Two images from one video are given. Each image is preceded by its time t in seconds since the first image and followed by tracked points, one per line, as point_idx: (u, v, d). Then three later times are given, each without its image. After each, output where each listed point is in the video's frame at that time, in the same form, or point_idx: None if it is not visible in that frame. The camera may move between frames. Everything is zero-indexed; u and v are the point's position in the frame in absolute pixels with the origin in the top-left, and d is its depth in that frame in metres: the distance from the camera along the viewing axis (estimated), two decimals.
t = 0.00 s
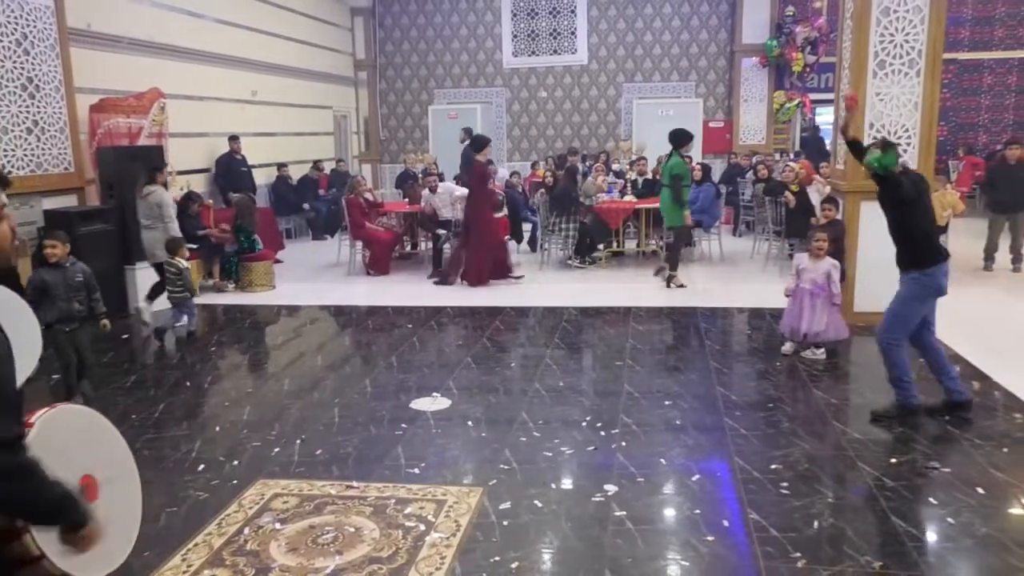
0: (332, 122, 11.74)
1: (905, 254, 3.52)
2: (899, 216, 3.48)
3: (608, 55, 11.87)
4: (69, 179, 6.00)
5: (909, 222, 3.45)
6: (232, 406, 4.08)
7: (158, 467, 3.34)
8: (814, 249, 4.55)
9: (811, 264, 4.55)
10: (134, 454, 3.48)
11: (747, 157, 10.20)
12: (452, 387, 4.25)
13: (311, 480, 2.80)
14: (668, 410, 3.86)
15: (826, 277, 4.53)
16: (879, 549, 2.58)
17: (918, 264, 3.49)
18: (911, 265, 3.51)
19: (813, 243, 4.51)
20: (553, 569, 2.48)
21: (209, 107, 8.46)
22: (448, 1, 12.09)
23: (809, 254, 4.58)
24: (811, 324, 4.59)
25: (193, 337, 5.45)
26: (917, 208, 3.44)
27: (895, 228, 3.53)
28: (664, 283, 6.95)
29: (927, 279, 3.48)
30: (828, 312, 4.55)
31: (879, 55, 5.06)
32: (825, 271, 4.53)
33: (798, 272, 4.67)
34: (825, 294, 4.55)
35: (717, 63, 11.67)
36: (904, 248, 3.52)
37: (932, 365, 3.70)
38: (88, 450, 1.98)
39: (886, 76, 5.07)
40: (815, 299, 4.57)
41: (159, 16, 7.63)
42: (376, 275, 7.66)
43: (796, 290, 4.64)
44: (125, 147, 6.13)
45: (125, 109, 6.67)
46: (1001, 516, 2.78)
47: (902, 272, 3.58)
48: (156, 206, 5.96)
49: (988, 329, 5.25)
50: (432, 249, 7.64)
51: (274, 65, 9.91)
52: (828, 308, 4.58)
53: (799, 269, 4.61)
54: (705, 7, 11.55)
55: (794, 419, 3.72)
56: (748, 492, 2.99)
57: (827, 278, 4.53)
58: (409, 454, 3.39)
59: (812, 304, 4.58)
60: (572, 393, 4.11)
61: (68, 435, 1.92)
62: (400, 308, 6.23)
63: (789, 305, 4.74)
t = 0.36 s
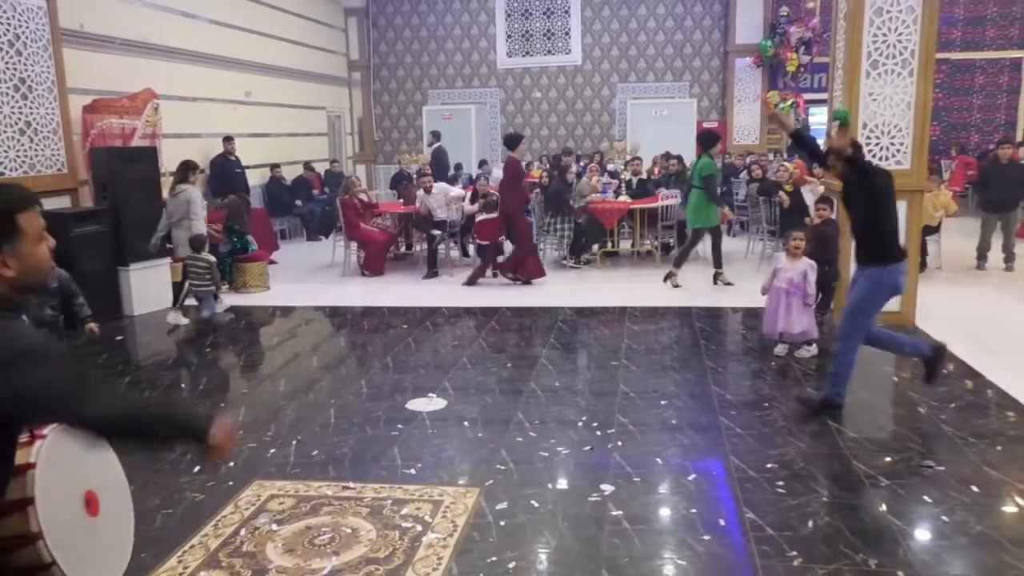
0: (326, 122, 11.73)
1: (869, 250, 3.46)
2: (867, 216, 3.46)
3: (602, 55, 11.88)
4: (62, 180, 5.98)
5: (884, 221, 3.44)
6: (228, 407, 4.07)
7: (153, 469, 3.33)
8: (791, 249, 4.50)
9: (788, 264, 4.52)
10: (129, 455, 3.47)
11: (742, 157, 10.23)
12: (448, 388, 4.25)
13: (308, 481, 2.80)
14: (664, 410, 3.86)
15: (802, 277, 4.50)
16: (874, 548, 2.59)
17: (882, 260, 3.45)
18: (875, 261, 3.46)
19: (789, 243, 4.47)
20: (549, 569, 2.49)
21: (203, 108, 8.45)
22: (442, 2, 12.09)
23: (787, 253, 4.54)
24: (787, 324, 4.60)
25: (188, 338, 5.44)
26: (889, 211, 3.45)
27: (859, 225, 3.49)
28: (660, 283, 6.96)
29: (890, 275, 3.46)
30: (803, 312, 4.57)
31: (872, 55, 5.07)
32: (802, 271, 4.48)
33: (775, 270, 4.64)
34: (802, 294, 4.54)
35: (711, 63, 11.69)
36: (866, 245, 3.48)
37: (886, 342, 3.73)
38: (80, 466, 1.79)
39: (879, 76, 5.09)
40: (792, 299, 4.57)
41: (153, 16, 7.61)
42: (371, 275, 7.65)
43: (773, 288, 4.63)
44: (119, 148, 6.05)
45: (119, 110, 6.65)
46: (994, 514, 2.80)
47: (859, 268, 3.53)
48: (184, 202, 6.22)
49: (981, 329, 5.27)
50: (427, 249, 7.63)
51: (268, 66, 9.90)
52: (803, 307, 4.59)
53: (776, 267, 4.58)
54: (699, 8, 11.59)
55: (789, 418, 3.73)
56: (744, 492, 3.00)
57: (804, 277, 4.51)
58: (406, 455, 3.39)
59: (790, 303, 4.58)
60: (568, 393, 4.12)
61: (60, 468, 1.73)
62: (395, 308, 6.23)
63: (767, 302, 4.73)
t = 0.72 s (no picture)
0: (321, 122, 11.72)
1: (839, 249, 3.49)
2: (835, 214, 3.49)
3: (598, 56, 11.89)
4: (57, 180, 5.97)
5: (852, 217, 3.47)
6: (223, 407, 4.06)
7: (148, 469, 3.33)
8: (773, 251, 4.54)
9: (771, 265, 4.54)
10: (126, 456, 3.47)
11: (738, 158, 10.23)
12: (443, 388, 4.25)
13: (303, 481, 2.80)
14: (660, 410, 3.87)
15: (786, 278, 4.53)
16: (870, 548, 2.59)
17: (853, 259, 3.48)
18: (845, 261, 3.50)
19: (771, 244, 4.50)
20: (545, 569, 2.49)
21: (198, 108, 8.43)
22: (438, 2, 12.09)
23: (769, 255, 4.56)
24: (771, 326, 4.59)
25: (183, 339, 5.43)
26: (855, 206, 3.48)
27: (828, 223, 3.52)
28: (655, 283, 6.98)
29: (861, 274, 3.50)
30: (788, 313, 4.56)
31: (868, 56, 5.08)
32: (785, 272, 4.52)
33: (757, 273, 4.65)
34: (787, 296, 4.56)
35: (706, 64, 11.70)
36: (835, 243, 3.50)
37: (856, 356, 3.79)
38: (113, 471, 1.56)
39: (874, 77, 5.10)
40: (776, 301, 4.57)
41: (148, 16, 7.60)
42: (367, 275, 7.65)
43: (757, 291, 4.63)
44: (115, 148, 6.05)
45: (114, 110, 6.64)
46: (989, 513, 2.81)
47: (832, 265, 3.55)
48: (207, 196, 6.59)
49: (976, 329, 5.29)
50: (423, 249, 7.63)
51: (263, 66, 9.89)
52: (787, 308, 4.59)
53: (759, 271, 4.60)
54: (694, 8, 11.60)
55: (784, 418, 3.74)
56: (739, 491, 3.01)
57: (788, 278, 4.53)
58: (402, 455, 3.39)
59: (775, 306, 4.58)
60: (564, 393, 4.12)
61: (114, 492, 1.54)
62: (391, 308, 6.24)
63: (751, 307, 4.74)
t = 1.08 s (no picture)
0: (318, 123, 11.71)
1: (840, 255, 3.52)
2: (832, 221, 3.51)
3: (595, 56, 11.89)
4: (52, 180, 5.96)
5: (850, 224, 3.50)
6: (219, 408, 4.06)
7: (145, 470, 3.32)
8: (752, 252, 4.42)
9: (752, 268, 4.42)
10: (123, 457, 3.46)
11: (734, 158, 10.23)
12: (440, 389, 4.25)
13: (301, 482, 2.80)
14: (657, 410, 3.87)
15: (768, 279, 4.43)
16: (866, 548, 2.60)
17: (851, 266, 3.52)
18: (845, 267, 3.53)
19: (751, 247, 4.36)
20: (542, 569, 2.49)
21: (194, 108, 8.42)
22: (434, 3, 12.09)
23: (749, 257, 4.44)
24: (759, 329, 4.50)
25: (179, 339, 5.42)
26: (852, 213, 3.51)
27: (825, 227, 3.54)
28: (651, 284, 6.99)
29: (860, 281, 3.52)
30: (776, 312, 4.49)
31: (863, 57, 5.09)
32: (768, 273, 4.41)
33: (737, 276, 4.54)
34: (771, 297, 4.46)
35: (702, 64, 11.71)
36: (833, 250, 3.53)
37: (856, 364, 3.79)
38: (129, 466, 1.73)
39: (870, 78, 5.11)
40: (763, 302, 4.49)
41: (143, 16, 7.58)
42: (364, 276, 7.65)
43: (740, 295, 4.51)
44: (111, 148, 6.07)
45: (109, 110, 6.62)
46: (984, 513, 2.81)
47: (834, 273, 3.56)
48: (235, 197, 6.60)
49: (971, 329, 5.30)
50: (420, 249, 7.62)
51: (259, 66, 9.87)
52: (772, 309, 4.51)
53: (741, 274, 4.47)
54: (690, 9, 11.60)
55: (780, 419, 3.75)
56: (735, 492, 3.01)
57: (771, 279, 4.44)
58: (398, 456, 3.38)
59: (761, 307, 4.48)
60: (561, 394, 4.13)
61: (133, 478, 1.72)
62: (388, 309, 6.24)
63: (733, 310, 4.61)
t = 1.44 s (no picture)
0: (315, 123, 11.71)
1: (803, 256, 3.50)
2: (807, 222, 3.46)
3: (592, 57, 11.90)
4: (48, 181, 5.94)
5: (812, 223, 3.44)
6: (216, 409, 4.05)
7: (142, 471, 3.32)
8: (733, 252, 4.38)
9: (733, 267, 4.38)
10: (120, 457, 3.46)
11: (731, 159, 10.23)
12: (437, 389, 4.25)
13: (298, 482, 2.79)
14: (654, 411, 3.87)
15: (750, 278, 4.38)
16: (862, 548, 2.60)
17: (815, 267, 3.48)
18: (809, 269, 3.50)
19: (729, 246, 4.36)
20: (539, 569, 2.49)
21: (190, 108, 8.41)
22: (431, 3, 12.09)
23: (729, 257, 4.42)
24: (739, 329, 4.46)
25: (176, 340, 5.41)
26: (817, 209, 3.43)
27: (793, 227, 3.51)
28: (647, 284, 7.00)
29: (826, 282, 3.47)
30: (752, 314, 4.43)
31: (860, 58, 5.10)
32: (748, 271, 4.38)
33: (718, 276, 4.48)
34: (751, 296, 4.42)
35: (700, 65, 11.72)
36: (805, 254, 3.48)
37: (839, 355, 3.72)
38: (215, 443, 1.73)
39: (867, 79, 5.11)
40: (742, 302, 4.43)
41: (139, 16, 7.57)
42: (360, 276, 7.64)
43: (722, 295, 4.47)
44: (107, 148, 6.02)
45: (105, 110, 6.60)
46: (981, 514, 2.82)
47: (800, 276, 3.53)
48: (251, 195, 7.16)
49: (968, 330, 5.32)
50: (417, 250, 7.62)
51: (256, 67, 9.86)
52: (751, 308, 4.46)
53: (721, 273, 4.42)
54: (687, 10, 11.62)
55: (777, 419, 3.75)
56: (732, 492, 3.01)
57: (750, 278, 4.38)
58: (395, 456, 3.38)
59: (738, 307, 4.43)
60: (558, 394, 4.13)
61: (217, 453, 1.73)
62: (385, 309, 6.25)
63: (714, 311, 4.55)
